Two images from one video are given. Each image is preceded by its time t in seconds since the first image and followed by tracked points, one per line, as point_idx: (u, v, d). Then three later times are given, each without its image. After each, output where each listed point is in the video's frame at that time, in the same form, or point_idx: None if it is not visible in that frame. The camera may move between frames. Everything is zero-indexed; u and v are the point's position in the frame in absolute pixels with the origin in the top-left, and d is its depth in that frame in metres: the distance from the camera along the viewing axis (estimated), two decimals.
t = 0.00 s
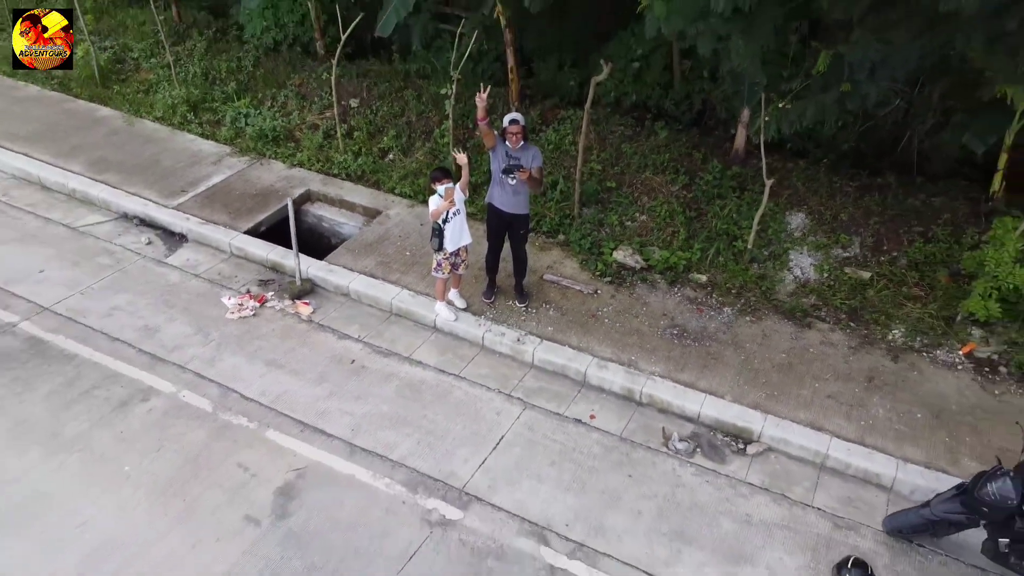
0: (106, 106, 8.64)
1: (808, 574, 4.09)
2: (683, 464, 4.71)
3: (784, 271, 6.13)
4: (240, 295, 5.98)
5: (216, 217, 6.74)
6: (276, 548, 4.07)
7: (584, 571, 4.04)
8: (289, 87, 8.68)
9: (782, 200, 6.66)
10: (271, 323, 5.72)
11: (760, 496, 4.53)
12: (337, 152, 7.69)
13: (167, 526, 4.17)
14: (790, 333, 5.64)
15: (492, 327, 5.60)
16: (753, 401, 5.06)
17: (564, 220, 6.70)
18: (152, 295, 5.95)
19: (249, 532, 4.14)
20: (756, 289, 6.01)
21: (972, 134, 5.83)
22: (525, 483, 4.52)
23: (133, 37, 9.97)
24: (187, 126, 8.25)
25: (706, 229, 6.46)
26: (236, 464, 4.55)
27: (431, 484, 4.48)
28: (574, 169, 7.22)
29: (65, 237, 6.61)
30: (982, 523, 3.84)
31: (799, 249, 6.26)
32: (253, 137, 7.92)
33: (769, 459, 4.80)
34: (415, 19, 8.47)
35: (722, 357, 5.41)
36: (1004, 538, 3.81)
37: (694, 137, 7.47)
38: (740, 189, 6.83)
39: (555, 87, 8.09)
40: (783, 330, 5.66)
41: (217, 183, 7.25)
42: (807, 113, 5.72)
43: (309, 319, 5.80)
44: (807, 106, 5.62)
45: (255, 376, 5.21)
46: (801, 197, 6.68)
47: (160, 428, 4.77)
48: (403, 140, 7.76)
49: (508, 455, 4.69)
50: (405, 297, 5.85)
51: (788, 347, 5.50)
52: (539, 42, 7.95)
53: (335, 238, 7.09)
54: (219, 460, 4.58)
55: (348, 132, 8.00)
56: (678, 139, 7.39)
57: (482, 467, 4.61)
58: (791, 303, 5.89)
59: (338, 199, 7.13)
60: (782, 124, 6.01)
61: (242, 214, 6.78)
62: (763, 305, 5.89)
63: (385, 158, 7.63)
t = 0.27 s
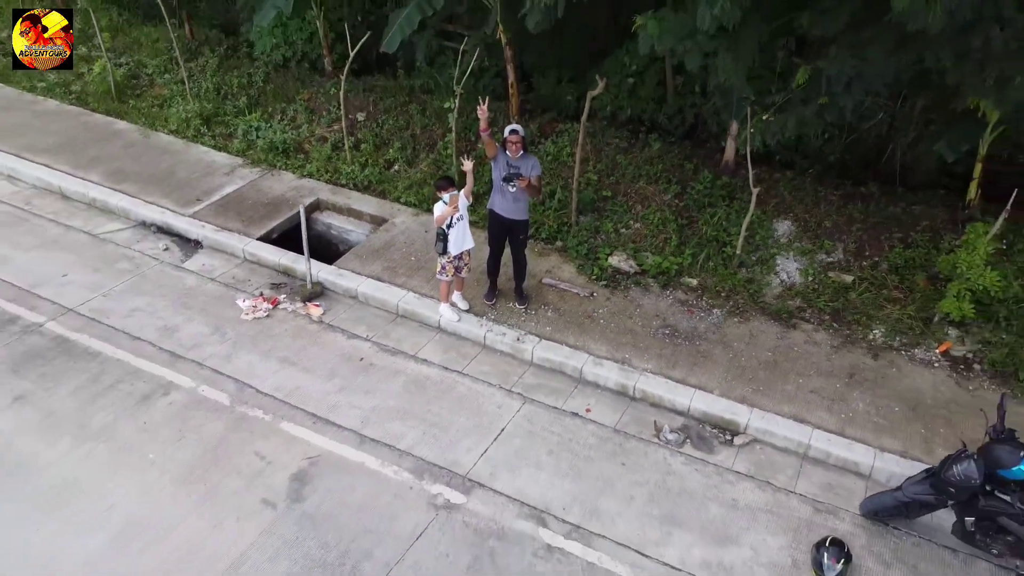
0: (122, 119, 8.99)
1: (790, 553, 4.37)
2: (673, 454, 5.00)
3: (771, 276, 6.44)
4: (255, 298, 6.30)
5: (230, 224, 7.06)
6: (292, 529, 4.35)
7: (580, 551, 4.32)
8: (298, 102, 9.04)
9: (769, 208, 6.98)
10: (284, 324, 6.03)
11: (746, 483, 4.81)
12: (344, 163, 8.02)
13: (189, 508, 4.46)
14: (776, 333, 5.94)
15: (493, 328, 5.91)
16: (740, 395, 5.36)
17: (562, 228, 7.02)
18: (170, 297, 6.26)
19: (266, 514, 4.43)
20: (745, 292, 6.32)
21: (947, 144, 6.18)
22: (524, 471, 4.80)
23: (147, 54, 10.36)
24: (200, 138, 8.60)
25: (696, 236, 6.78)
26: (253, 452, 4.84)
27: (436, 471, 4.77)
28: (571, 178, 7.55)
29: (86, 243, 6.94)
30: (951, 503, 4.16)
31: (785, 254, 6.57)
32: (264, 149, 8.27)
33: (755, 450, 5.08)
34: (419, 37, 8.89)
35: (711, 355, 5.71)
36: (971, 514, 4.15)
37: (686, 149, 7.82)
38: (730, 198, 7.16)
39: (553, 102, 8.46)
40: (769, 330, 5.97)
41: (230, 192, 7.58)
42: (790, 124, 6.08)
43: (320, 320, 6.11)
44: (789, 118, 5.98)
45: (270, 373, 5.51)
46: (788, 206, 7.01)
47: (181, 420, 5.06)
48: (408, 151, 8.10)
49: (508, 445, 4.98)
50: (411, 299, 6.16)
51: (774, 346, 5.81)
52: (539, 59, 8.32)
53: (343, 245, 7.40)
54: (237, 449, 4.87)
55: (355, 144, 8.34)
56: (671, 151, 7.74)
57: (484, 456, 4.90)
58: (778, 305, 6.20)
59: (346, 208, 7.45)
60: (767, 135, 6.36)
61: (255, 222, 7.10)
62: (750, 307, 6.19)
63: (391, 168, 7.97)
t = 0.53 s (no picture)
0: (138, 131, 9.36)
1: (773, 533, 4.66)
2: (664, 443, 5.30)
3: (759, 278, 6.76)
4: (268, 299, 6.63)
5: (243, 230, 7.40)
6: (306, 510, 4.66)
7: (576, 530, 4.61)
8: (307, 114, 9.40)
9: (757, 215, 7.33)
10: (296, 323, 6.35)
11: (732, 470, 5.11)
12: (351, 172, 8.37)
13: (210, 491, 4.76)
14: (763, 331, 6.26)
15: (494, 326, 6.23)
16: (728, 389, 5.67)
17: (560, 233, 7.35)
18: (188, 298, 6.58)
19: (283, 496, 4.73)
20: (733, 293, 6.64)
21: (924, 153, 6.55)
22: (524, 458, 5.11)
23: (160, 69, 10.70)
24: (213, 149, 8.97)
25: (688, 240, 7.12)
26: (269, 441, 5.15)
27: (441, 457, 5.08)
28: (569, 186, 7.90)
29: (106, 248, 7.28)
30: (922, 485, 4.49)
31: (772, 258, 6.90)
32: (275, 159, 8.62)
33: (741, 440, 5.39)
34: (423, 53, 9.30)
35: (701, 351, 6.04)
36: (940, 495, 4.49)
37: (679, 158, 8.18)
38: (720, 205, 7.50)
39: (552, 115, 8.84)
40: (756, 329, 6.29)
41: (243, 200, 7.92)
42: (774, 134, 6.45)
43: (330, 319, 6.43)
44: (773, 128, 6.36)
45: (283, 368, 5.82)
46: (775, 212, 7.35)
47: (201, 411, 5.38)
48: (412, 161, 8.45)
49: (509, 434, 5.29)
50: (417, 300, 6.49)
51: (761, 343, 6.12)
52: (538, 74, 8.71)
53: (351, 250, 7.70)
54: (254, 437, 5.18)
55: (361, 154, 8.70)
56: (664, 161, 8.10)
57: (486, 444, 5.20)
58: (765, 305, 6.52)
59: (353, 214, 7.77)
60: (753, 144, 6.72)
61: (267, 228, 7.44)
62: (739, 307, 6.52)
63: (396, 177, 8.32)
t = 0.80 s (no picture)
0: (154, 143, 9.75)
1: (755, 514, 4.99)
2: (655, 433, 5.64)
3: (746, 281, 7.12)
4: (280, 300, 6.98)
5: (256, 236, 7.77)
6: (320, 492, 4.99)
7: (572, 511, 4.94)
8: (316, 126, 9.81)
9: (746, 221, 7.70)
10: (307, 323, 6.70)
11: (719, 458, 5.45)
12: (359, 181, 8.75)
13: (230, 475, 5.10)
14: (749, 331, 6.61)
15: (495, 326, 6.58)
16: (715, 383, 6.02)
17: (557, 238, 7.72)
18: (204, 300, 6.94)
19: (298, 480, 5.07)
20: (722, 294, 6.99)
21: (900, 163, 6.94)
22: (523, 446, 5.44)
23: (174, 83, 11.11)
24: (226, 159, 9.33)
25: (679, 245, 7.48)
26: (283, 429, 5.49)
27: (445, 445, 5.41)
28: (566, 194, 8.28)
29: (126, 252, 7.65)
30: (893, 470, 4.83)
31: (759, 261, 7.25)
32: (285, 169, 9.00)
33: (728, 431, 5.72)
34: (427, 68, 9.73)
35: (691, 349, 6.39)
36: (910, 478, 4.83)
37: (672, 168, 8.56)
38: (710, 212, 7.87)
39: (550, 127, 9.24)
40: (743, 328, 6.64)
41: (256, 207, 8.30)
42: (759, 144, 6.84)
43: (340, 319, 6.78)
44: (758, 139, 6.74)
45: (296, 364, 6.17)
46: (762, 219, 7.72)
47: (219, 403, 5.72)
48: (417, 171, 8.84)
49: (509, 425, 5.63)
50: (422, 302, 6.85)
51: (747, 341, 6.47)
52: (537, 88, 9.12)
53: (358, 256, 8.06)
54: (270, 426, 5.52)
55: (368, 164, 9.08)
56: (658, 171, 8.48)
57: (487, 434, 5.54)
58: (752, 306, 6.87)
59: (361, 221, 8.15)
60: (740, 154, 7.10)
61: (279, 234, 7.81)
62: (727, 308, 6.87)
63: (401, 186, 8.69)
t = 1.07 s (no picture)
0: (167, 155, 10.16)
1: (738, 500, 5.33)
2: (646, 427, 5.99)
3: (733, 285, 7.48)
4: (291, 303, 7.35)
5: (267, 243, 8.15)
6: (331, 479, 5.34)
7: (566, 497, 5.28)
8: (323, 140, 10.22)
9: (733, 229, 8.08)
10: (317, 325, 7.06)
11: (705, 449, 5.79)
12: (364, 192, 9.14)
13: (246, 464, 5.45)
14: (736, 331, 6.98)
15: (495, 327, 6.94)
16: (703, 380, 6.37)
17: (554, 245, 8.09)
18: (219, 303, 7.31)
19: (310, 468, 5.42)
20: (710, 298, 7.35)
21: (878, 173, 7.34)
22: (521, 439, 5.79)
23: (186, 98, 11.53)
24: (237, 171, 9.72)
25: (670, 252, 7.86)
26: (296, 422, 5.85)
27: (448, 437, 5.76)
28: (563, 204, 8.67)
29: (143, 259, 8.02)
30: (866, 457, 5.16)
31: (746, 267, 7.62)
32: (294, 179, 9.40)
33: (715, 425, 6.07)
34: (430, 84, 10.16)
35: (680, 348, 6.74)
36: (881, 464, 5.17)
37: (664, 179, 8.96)
38: (700, 220, 8.25)
39: (548, 140, 9.65)
40: (730, 330, 7.00)
41: (266, 216, 8.69)
42: (743, 156, 7.24)
43: (347, 321, 7.14)
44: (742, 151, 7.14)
45: (307, 363, 6.53)
46: (750, 227, 8.10)
47: (235, 398, 6.08)
48: (420, 181, 9.24)
49: (508, 419, 5.98)
50: (425, 305, 7.21)
51: (734, 342, 6.83)
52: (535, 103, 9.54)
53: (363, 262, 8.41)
54: (283, 420, 5.88)
55: (373, 175, 9.48)
56: (650, 181, 8.88)
57: (487, 427, 5.89)
58: (739, 309, 7.24)
59: (366, 229, 8.53)
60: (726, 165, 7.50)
61: (289, 241, 8.19)
62: (715, 311, 7.24)
63: (405, 196, 9.08)
